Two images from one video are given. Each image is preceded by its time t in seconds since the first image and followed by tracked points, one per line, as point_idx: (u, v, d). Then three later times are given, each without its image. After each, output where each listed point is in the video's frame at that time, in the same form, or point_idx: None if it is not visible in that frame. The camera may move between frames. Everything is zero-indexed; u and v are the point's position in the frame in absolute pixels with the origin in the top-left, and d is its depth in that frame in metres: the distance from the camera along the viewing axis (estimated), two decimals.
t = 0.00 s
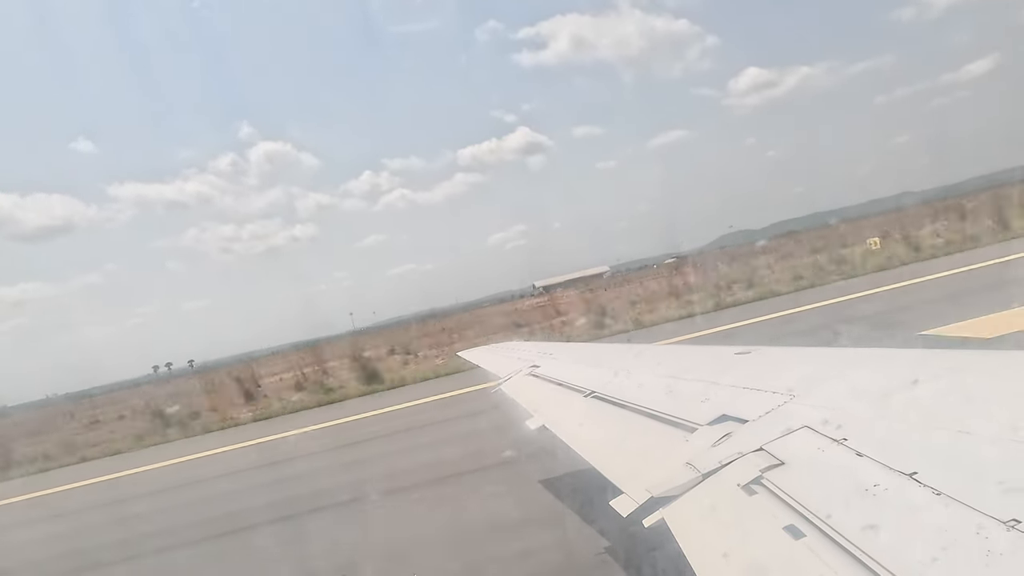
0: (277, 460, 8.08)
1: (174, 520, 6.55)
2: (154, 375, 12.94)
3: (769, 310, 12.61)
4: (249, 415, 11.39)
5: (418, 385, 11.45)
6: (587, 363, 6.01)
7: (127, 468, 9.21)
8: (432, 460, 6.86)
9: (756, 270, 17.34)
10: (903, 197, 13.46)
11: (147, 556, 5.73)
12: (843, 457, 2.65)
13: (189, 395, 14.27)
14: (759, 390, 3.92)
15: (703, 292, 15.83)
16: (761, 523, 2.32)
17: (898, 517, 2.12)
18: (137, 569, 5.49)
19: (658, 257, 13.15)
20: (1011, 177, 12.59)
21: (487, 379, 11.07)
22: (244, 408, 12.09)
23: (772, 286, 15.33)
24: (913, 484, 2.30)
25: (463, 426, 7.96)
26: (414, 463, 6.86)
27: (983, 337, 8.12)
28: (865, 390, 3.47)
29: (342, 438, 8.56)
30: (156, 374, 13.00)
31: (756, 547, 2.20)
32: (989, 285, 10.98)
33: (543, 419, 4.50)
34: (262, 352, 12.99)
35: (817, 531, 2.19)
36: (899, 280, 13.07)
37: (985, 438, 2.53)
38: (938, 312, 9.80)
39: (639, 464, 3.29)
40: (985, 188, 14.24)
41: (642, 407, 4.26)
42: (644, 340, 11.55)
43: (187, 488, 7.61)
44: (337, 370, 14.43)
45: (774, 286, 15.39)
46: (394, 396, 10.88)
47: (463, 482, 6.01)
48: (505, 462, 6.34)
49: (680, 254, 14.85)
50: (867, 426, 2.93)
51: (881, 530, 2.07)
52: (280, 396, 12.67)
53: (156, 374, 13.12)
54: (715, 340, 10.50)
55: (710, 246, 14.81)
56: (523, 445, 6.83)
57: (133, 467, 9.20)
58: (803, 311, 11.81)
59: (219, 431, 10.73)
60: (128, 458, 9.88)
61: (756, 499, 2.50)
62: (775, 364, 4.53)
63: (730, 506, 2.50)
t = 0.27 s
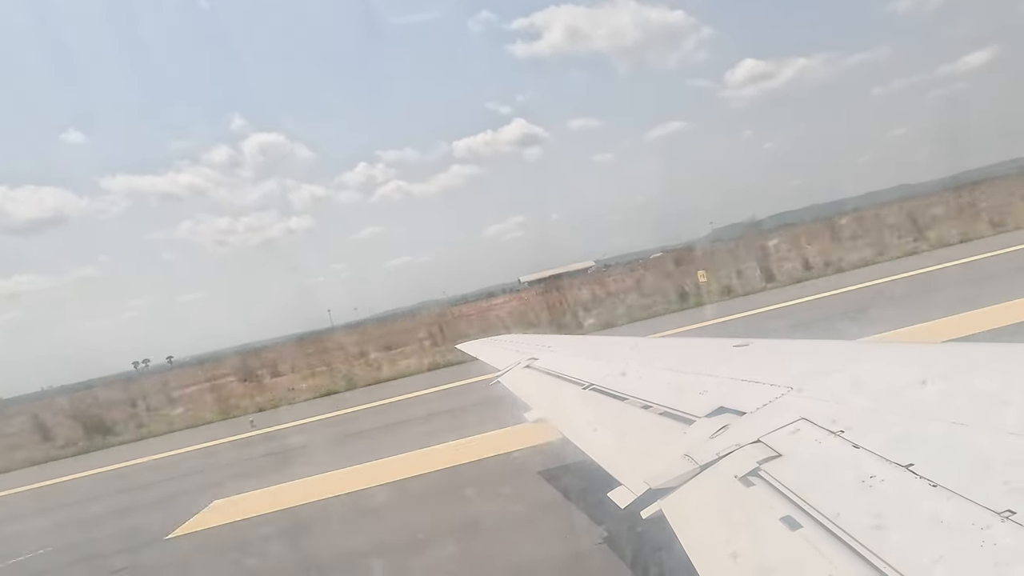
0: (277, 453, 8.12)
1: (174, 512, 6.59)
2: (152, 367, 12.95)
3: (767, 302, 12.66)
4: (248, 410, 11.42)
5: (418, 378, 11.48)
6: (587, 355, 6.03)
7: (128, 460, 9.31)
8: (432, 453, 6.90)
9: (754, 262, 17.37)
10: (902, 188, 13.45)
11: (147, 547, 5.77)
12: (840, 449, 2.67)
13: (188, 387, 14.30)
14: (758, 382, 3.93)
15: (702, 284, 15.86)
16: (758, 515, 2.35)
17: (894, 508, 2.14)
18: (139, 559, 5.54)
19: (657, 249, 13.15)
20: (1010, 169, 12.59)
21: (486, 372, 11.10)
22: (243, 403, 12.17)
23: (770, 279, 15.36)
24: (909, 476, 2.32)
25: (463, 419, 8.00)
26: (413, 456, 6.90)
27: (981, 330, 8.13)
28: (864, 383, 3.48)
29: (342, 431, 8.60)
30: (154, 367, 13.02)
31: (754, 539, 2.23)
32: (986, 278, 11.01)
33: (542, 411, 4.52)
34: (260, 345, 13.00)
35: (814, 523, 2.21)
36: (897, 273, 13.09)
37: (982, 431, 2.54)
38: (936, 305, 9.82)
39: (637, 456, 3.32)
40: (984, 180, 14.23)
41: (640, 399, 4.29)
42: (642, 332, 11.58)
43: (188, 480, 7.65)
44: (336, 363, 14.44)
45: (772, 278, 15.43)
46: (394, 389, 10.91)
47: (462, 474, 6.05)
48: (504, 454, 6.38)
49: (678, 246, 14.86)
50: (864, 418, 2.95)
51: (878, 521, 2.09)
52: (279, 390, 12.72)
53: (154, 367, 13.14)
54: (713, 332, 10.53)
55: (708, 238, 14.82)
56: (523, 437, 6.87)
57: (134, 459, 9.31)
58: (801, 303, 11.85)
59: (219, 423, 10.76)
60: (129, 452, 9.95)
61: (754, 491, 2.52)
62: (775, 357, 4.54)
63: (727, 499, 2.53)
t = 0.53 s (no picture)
0: (276, 448, 8.15)
1: (173, 506, 6.63)
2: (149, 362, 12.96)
3: (764, 295, 12.70)
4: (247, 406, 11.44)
5: (417, 372, 11.50)
6: (585, 349, 6.04)
7: (127, 455, 9.36)
8: (430, 447, 6.92)
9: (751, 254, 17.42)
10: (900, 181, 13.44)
11: (147, 542, 5.80)
12: (838, 443, 2.69)
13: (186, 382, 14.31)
14: (757, 375, 3.94)
15: (700, 278, 15.88)
16: (756, 508, 2.36)
17: (892, 502, 2.16)
18: (139, 554, 5.57)
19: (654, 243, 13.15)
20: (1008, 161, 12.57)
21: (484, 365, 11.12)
22: (242, 398, 12.20)
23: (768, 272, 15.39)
24: (907, 470, 2.33)
25: (462, 413, 8.02)
26: (412, 450, 6.92)
27: (978, 322, 8.16)
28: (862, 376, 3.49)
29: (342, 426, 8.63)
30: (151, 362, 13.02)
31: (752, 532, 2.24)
32: (983, 271, 11.03)
33: (540, 404, 4.53)
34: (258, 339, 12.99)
35: (812, 516, 2.22)
36: (894, 266, 13.12)
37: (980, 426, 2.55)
38: (933, 298, 9.85)
39: (636, 449, 3.33)
40: (980, 172, 14.28)
41: (639, 392, 4.30)
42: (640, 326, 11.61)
43: (187, 476, 7.67)
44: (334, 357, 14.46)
45: (769, 271, 15.49)
46: (393, 383, 10.94)
47: (461, 468, 6.08)
48: (503, 448, 6.41)
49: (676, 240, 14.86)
50: (863, 412, 2.96)
51: (876, 515, 2.10)
52: (277, 385, 12.77)
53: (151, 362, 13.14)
54: (710, 326, 10.58)
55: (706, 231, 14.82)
56: (521, 431, 6.89)
57: (134, 453, 9.38)
58: (798, 296, 11.88)
59: (217, 418, 10.79)
60: (128, 447, 9.98)
61: (752, 484, 2.53)
62: (774, 350, 4.55)
63: (725, 492, 2.54)
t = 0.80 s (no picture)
0: (274, 442, 8.17)
1: (169, 500, 6.62)
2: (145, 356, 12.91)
3: (760, 289, 12.77)
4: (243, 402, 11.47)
5: (414, 367, 11.53)
6: (583, 343, 6.05)
7: (124, 450, 9.35)
8: (428, 440, 6.96)
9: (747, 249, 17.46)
10: (895, 176, 13.50)
11: (145, 536, 5.78)
12: (835, 436, 2.71)
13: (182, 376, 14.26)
14: (753, 369, 3.97)
15: (696, 272, 15.92)
16: (754, 500, 2.39)
17: (887, 495, 2.18)
18: (136, 547, 5.55)
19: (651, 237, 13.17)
20: (1002, 156, 12.63)
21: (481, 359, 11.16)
22: (237, 393, 12.21)
23: (764, 266, 15.45)
24: (903, 462, 2.35)
25: (459, 407, 8.06)
26: (410, 444, 6.94)
27: (970, 316, 8.25)
28: (857, 370, 3.52)
29: (339, 420, 8.65)
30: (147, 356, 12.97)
31: (749, 524, 2.27)
32: (976, 266, 11.12)
33: (538, 398, 4.55)
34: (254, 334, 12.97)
35: (809, 508, 2.25)
36: (889, 260, 13.19)
37: (973, 418, 2.59)
38: (927, 292, 9.93)
39: (634, 442, 3.35)
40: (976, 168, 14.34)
41: (637, 386, 4.31)
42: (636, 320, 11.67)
43: (184, 470, 7.65)
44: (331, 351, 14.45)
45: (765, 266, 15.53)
46: (390, 377, 10.97)
47: (458, 462, 6.11)
48: (501, 442, 6.44)
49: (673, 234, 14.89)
50: (860, 405, 2.98)
51: (872, 507, 2.13)
52: (274, 380, 12.76)
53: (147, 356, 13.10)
54: (707, 320, 10.60)
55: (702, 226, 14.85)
56: (519, 425, 6.93)
57: (132, 448, 9.38)
58: (793, 291, 11.96)
59: (214, 414, 10.79)
60: (124, 441, 9.95)
61: (749, 477, 2.56)
62: (770, 344, 4.57)
63: (722, 484, 2.56)
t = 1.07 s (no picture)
0: (271, 438, 8.15)
1: (165, 497, 6.60)
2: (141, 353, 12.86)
3: (757, 286, 12.78)
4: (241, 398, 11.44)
5: (413, 364, 11.52)
6: (582, 340, 6.04)
7: (121, 447, 9.32)
8: (426, 437, 6.95)
9: (745, 246, 17.48)
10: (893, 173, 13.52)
11: (142, 533, 5.74)
12: (833, 433, 2.72)
13: (178, 373, 14.22)
14: (751, 366, 3.97)
15: (694, 269, 15.93)
16: (753, 497, 2.39)
17: (884, 491, 2.19)
18: (134, 545, 5.51)
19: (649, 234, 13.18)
20: (999, 153, 12.66)
21: (479, 356, 11.15)
22: (234, 389, 12.18)
23: (762, 263, 15.47)
24: (901, 459, 2.36)
25: (458, 404, 8.05)
26: (408, 441, 6.94)
27: (967, 313, 8.27)
28: (855, 367, 3.52)
29: (337, 416, 8.64)
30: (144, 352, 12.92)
31: (747, 519, 2.28)
32: (972, 263, 11.16)
33: (537, 395, 4.55)
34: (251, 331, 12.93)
35: (807, 505, 2.25)
36: (886, 257, 13.22)
37: (971, 415, 2.59)
38: (924, 289, 9.95)
39: (633, 439, 3.35)
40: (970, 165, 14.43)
41: (635, 383, 4.32)
42: (634, 316, 11.67)
43: (181, 467, 7.60)
44: (328, 348, 14.42)
45: (762, 263, 15.56)
46: (388, 374, 10.95)
47: (456, 458, 6.10)
48: (499, 438, 6.44)
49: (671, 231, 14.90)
50: (858, 402, 2.99)
51: (869, 503, 2.13)
52: (271, 377, 12.73)
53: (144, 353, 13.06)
54: (705, 316, 10.62)
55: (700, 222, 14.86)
56: (517, 421, 6.92)
57: (128, 445, 9.33)
58: (791, 288, 11.97)
59: (211, 411, 10.76)
60: (121, 438, 9.92)
61: (747, 474, 2.56)
62: (769, 341, 4.57)
63: (721, 481, 2.57)
